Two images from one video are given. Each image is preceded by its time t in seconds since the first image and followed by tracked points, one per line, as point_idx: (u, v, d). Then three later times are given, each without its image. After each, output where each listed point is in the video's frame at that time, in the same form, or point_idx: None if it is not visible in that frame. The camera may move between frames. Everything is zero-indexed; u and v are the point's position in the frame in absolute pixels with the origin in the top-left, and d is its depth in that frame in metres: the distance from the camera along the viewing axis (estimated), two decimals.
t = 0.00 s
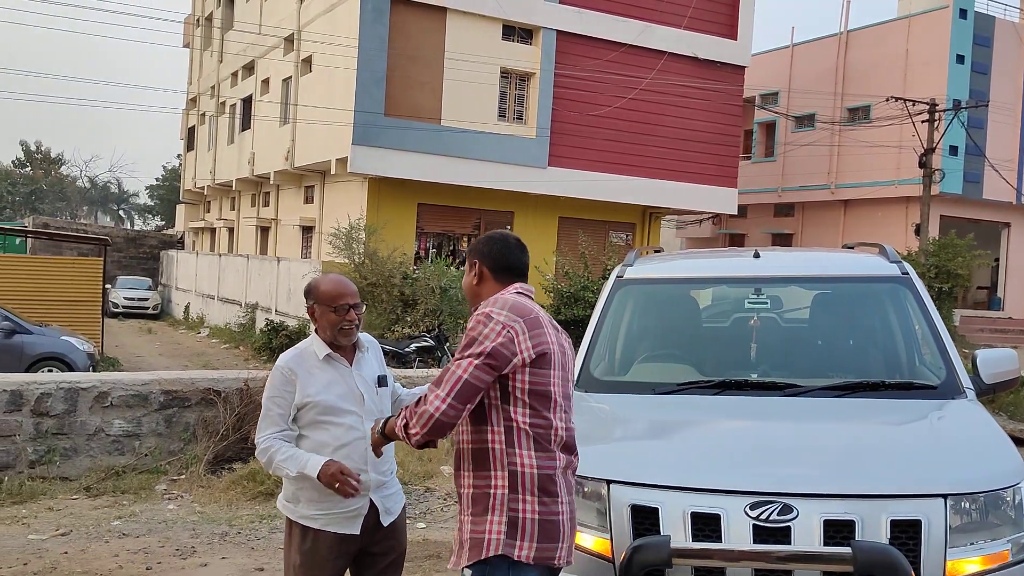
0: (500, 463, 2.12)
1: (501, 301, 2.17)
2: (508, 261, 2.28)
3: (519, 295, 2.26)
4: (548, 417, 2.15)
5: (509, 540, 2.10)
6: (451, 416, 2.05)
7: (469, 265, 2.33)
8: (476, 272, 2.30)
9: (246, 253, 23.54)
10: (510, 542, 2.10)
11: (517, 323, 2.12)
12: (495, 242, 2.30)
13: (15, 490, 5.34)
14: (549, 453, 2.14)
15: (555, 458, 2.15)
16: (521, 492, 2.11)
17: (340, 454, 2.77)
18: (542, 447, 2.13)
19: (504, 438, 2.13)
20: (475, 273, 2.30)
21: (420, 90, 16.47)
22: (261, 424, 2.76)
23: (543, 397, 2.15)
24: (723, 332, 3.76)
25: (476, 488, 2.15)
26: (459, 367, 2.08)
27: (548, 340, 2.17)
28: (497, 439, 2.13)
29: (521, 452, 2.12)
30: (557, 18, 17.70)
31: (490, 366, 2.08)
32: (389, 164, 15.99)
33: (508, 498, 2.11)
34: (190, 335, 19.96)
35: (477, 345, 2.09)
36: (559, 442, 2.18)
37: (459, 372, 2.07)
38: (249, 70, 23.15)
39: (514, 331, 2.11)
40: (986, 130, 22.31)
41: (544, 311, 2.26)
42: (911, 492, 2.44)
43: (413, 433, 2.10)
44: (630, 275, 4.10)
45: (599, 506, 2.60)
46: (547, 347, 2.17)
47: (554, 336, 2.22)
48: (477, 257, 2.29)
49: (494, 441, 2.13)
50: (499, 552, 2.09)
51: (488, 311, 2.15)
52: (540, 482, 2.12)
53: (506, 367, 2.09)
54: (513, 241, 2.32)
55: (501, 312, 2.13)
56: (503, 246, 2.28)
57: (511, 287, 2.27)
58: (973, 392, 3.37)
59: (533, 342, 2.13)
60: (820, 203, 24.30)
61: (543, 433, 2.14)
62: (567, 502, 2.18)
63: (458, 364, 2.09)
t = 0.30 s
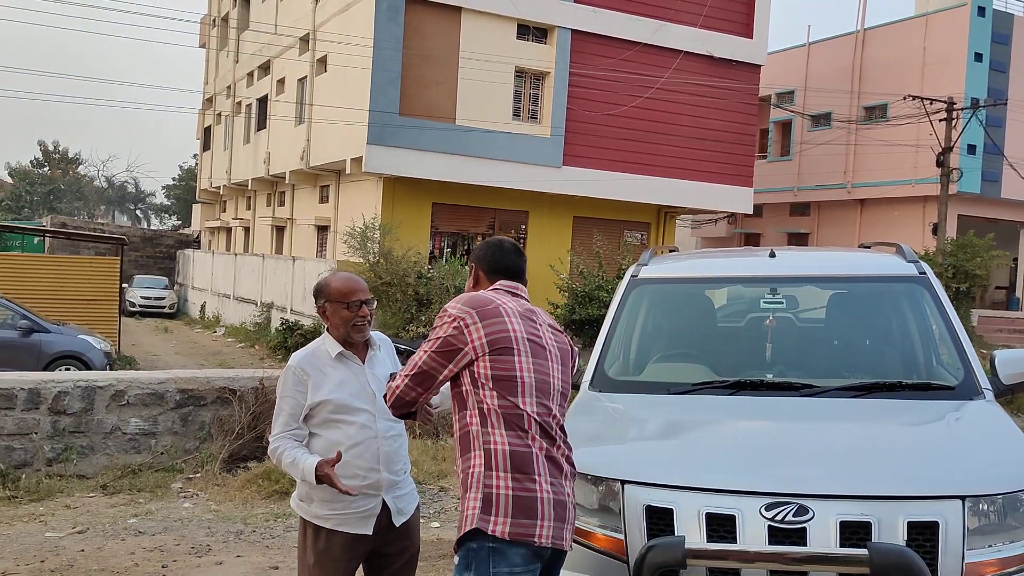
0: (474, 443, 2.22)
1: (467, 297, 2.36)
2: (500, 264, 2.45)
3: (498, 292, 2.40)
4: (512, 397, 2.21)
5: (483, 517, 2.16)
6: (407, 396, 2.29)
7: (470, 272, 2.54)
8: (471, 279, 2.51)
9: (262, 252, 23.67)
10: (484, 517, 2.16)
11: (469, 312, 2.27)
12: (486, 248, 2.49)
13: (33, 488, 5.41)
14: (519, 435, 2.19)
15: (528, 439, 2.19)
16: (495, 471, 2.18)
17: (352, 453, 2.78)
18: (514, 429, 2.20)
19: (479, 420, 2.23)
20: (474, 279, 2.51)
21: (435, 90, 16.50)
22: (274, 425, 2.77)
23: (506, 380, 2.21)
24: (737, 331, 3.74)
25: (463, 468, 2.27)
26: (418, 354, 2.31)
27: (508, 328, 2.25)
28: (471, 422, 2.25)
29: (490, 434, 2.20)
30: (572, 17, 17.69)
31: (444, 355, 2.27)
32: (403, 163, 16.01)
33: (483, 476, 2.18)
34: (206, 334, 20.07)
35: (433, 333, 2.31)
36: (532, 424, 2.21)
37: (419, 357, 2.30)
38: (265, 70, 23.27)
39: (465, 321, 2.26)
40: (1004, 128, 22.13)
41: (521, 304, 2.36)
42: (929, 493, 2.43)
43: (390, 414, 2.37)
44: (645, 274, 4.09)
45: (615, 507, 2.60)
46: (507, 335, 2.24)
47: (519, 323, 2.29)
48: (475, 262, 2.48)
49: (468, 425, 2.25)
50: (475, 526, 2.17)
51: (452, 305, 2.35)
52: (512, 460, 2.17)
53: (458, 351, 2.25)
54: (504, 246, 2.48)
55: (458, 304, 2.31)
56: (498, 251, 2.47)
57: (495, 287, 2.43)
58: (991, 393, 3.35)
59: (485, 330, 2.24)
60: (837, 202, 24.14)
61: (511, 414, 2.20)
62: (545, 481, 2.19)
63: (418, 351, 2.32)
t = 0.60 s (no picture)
0: (464, 442, 2.28)
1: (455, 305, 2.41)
2: (496, 262, 2.46)
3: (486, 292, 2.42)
4: (491, 397, 2.24)
5: (470, 513, 2.21)
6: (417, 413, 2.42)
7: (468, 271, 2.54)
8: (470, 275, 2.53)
9: (271, 251, 23.74)
10: (468, 513, 2.20)
11: (448, 323, 2.33)
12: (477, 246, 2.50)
13: (43, 487, 5.44)
14: (501, 432, 2.21)
15: (511, 435, 2.21)
16: (482, 467, 2.22)
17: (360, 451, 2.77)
18: (497, 426, 2.22)
19: (468, 421, 2.29)
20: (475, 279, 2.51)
21: (443, 90, 16.51)
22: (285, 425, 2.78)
23: (485, 381, 2.24)
24: (746, 330, 3.74)
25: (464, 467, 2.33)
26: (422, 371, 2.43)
27: (483, 332, 2.28)
28: (463, 424, 2.31)
29: (476, 433, 2.25)
30: (580, 16, 17.67)
31: (436, 365, 2.37)
32: (412, 163, 16.02)
33: (470, 473, 2.23)
34: (215, 333, 20.15)
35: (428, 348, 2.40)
36: (514, 420, 2.22)
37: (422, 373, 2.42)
38: (274, 70, 23.33)
39: (445, 329, 2.33)
40: (1015, 127, 22.04)
41: (504, 302, 2.37)
42: (939, 494, 2.41)
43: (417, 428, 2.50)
44: (654, 274, 4.08)
45: (623, 506, 2.59)
46: (482, 337, 2.27)
47: (497, 325, 2.29)
48: (473, 261, 2.50)
49: (463, 428, 2.32)
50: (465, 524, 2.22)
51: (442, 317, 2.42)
52: (494, 456, 2.20)
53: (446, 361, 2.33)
54: (494, 241, 2.48)
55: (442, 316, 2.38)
56: (494, 247, 2.47)
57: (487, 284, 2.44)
58: (1002, 393, 3.32)
59: (462, 337, 2.29)
60: (846, 201, 24.03)
61: (493, 413, 2.23)
62: (529, 476, 2.18)
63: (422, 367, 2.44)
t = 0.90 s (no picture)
0: (477, 449, 2.20)
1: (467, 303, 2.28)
2: (512, 257, 2.36)
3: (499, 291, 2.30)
4: (513, 406, 2.14)
5: (483, 524, 2.14)
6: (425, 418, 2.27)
7: (479, 264, 2.39)
8: (480, 267, 2.39)
9: (273, 251, 23.74)
10: (485, 525, 2.13)
11: (469, 324, 2.20)
12: (496, 238, 2.39)
13: (45, 487, 5.44)
14: (521, 441, 2.14)
15: (530, 444, 2.14)
16: (498, 477, 2.15)
17: (349, 453, 2.76)
18: (515, 435, 2.14)
19: (482, 427, 2.19)
20: (487, 273, 2.38)
21: (445, 90, 16.51)
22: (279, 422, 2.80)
23: (506, 388, 2.15)
24: (749, 330, 3.73)
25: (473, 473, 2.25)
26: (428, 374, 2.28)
27: (508, 336, 2.17)
28: (477, 430, 2.21)
29: (493, 442, 2.16)
30: (582, 16, 17.66)
31: (448, 369, 2.22)
32: (413, 163, 16.02)
33: (484, 483, 2.16)
34: (217, 333, 20.18)
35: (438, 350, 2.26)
36: (534, 430, 2.14)
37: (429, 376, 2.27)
38: (275, 70, 23.33)
39: (464, 333, 2.19)
40: (1018, 127, 22.03)
41: (524, 302, 2.26)
42: (941, 494, 2.41)
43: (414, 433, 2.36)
44: (656, 274, 4.08)
45: (625, 507, 2.59)
46: (506, 343, 2.16)
47: (521, 329, 2.19)
48: (486, 255, 2.38)
49: (475, 435, 2.22)
50: (478, 535, 2.15)
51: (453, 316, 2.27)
52: (512, 465, 2.13)
53: (464, 365, 2.20)
54: (515, 235, 2.39)
55: (456, 316, 2.24)
56: (510, 242, 2.37)
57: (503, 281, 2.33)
58: (1005, 393, 3.32)
59: (486, 341, 2.17)
60: (849, 201, 24.00)
61: (513, 421, 2.14)
62: (548, 486, 2.13)
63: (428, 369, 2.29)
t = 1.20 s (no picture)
0: (501, 479, 2.01)
1: (499, 321, 2.00)
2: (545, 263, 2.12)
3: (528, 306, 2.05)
4: (549, 441, 1.96)
5: (505, 560, 1.98)
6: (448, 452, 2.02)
7: (512, 269, 2.09)
8: (510, 275, 2.10)
9: (267, 251, 23.72)
10: (507, 563, 1.98)
11: (509, 352, 1.94)
12: (528, 241, 2.11)
13: (39, 488, 5.43)
14: (552, 477, 1.97)
15: (561, 480, 1.98)
16: (523, 512, 1.98)
17: (337, 462, 2.74)
18: (547, 469, 1.97)
19: (509, 457, 2.00)
20: (518, 279, 2.09)
21: (440, 90, 16.51)
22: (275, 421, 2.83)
23: (545, 422, 1.96)
24: (743, 330, 3.74)
25: (486, 499, 2.07)
26: (454, 402, 2.01)
27: (550, 364, 1.96)
28: (500, 461, 2.02)
29: (521, 475, 1.98)
30: (576, 16, 17.68)
31: (481, 401, 1.98)
32: (407, 163, 16.01)
33: (507, 518, 1.99)
34: (211, 333, 20.16)
35: (468, 376, 2.00)
36: (565, 464, 1.98)
37: (455, 406, 2.01)
38: (269, 70, 23.29)
39: (503, 364, 1.94)
40: (1010, 127, 22.13)
41: (557, 320, 2.04)
42: (935, 493, 2.42)
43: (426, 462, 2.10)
44: (650, 274, 4.08)
45: (619, 506, 2.58)
46: (550, 373, 1.95)
47: (560, 356, 1.98)
48: (525, 260, 2.09)
49: (499, 466, 2.02)
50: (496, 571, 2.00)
51: (482, 337, 2.00)
52: (541, 502, 1.97)
53: (501, 398, 1.97)
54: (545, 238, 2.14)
55: (491, 340, 1.97)
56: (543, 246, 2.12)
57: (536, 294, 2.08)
58: (997, 393, 3.33)
59: (529, 371, 1.94)
60: (843, 201, 24.08)
61: (546, 456, 1.97)
62: (574, 522, 2.00)
63: (453, 396, 2.02)
